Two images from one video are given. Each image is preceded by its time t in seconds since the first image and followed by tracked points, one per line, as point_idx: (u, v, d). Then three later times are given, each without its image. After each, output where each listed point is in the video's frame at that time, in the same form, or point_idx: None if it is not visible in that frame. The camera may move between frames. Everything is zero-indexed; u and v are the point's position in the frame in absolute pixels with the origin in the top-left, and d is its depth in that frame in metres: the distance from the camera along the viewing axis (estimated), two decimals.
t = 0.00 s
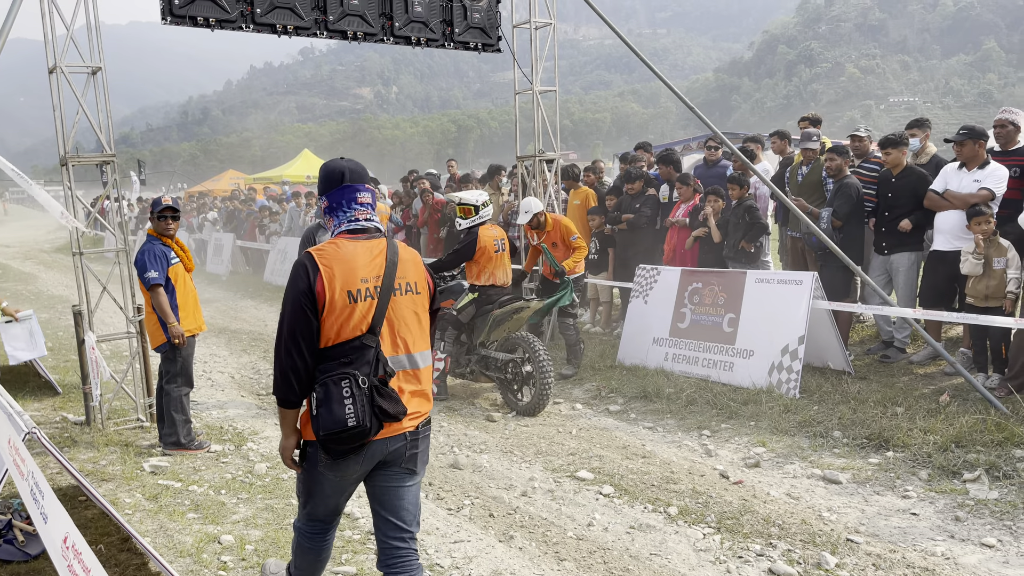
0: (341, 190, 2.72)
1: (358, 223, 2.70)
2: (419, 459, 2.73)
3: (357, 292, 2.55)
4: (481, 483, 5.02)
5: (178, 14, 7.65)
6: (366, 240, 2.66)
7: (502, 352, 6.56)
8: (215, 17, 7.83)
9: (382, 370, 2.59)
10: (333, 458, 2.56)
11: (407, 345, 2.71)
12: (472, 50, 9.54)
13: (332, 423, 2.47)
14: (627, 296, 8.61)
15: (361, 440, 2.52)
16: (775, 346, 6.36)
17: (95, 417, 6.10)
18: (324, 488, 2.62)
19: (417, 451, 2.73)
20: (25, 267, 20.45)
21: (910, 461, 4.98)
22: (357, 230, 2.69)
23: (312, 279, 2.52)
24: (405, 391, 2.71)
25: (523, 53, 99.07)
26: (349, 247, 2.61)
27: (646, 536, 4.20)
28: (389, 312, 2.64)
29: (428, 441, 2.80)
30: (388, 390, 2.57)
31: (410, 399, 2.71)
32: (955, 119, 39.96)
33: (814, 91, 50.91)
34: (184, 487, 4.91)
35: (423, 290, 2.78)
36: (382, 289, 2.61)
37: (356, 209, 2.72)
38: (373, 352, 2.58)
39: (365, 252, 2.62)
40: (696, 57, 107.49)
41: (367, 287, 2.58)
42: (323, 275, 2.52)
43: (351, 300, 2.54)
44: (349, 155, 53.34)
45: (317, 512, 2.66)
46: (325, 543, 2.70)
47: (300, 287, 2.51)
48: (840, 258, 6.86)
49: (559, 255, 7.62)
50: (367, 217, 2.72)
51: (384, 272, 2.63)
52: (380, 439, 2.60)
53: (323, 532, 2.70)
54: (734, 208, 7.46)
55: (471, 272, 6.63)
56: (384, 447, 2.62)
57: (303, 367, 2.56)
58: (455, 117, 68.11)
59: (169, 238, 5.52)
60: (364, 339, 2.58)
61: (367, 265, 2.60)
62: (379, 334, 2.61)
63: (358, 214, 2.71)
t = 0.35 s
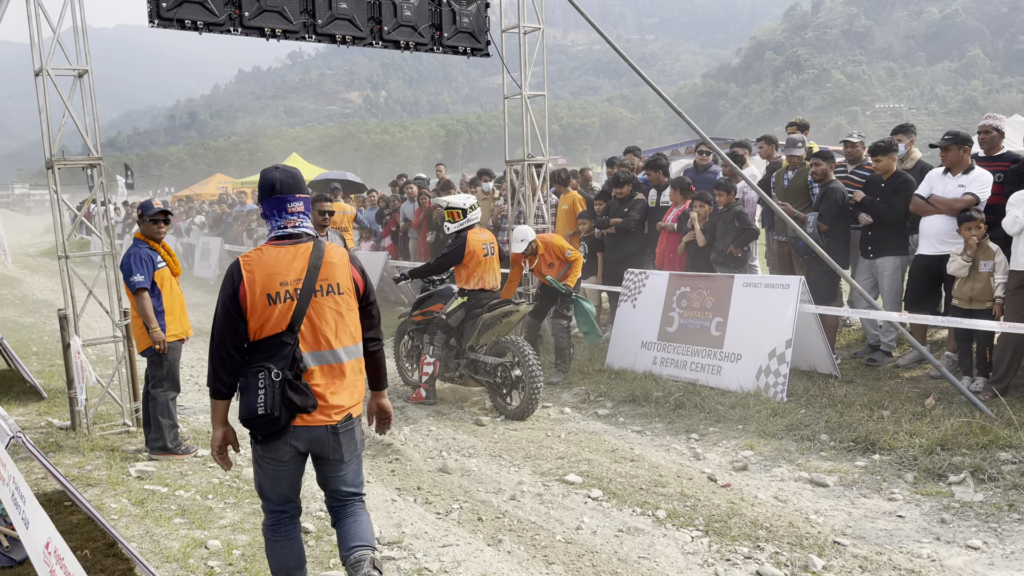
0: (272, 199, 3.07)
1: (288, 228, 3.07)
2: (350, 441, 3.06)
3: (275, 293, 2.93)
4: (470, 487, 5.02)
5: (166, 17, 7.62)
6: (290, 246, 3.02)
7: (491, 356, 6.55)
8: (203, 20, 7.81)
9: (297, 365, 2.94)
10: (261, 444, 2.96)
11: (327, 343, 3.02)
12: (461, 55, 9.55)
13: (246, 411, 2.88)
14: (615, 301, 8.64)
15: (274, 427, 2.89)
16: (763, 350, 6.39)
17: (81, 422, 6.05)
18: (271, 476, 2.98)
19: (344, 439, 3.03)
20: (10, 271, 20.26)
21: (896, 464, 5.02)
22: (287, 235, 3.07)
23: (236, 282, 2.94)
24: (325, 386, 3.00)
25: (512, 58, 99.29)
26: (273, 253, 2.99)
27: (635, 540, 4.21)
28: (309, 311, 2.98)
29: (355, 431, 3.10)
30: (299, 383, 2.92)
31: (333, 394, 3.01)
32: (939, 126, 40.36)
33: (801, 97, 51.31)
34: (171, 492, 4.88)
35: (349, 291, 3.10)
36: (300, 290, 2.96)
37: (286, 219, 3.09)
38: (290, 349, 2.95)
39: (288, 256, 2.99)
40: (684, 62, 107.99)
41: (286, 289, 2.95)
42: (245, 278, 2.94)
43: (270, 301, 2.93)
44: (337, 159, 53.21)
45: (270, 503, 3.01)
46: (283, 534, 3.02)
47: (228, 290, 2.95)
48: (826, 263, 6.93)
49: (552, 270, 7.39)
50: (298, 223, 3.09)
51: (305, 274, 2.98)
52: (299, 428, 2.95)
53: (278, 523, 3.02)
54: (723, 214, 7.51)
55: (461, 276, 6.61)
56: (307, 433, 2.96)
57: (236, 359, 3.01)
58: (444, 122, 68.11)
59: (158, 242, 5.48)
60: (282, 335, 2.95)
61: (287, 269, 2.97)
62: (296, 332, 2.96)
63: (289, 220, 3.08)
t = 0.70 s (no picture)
0: (254, 199, 3.26)
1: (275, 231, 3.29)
2: (322, 428, 3.43)
3: (264, 286, 3.11)
4: (462, 493, 5.01)
5: (158, 22, 7.61)
6: (276, 245, 3.23)
7: (483, 361, 6.55)
8: (195, 25, 7.80)
9: (282, 354, 3.15)
10: (247, 430, 3.13)
11: (305, 335, 3.26)
12: (453, 61, 9.58)
13: (237, 396, 3.05)
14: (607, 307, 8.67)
15: (264, 411, 3.08)
16: (754, 355, 6.42)
17: (71, 428, 6.01)
18: (268, 465, 3.17)
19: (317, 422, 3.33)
20: None
21: (887, 469, 5.04)
22: (272, 236, 3.27)
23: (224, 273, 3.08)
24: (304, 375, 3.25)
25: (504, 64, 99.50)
26: (260, 249, 3.18)
27: (627, 546, 4.21)
28: (292, 306, 3.20)
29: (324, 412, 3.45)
30: (286, 370, 3.14)
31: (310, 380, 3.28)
32: (928, 133, 40.66)
33: (791, 104, 51.61)
34: (161, 499, 4.85)
35: (323, 290, 3.36)
36: (286, 286, 3.17)
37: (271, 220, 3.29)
38: (274, 339, 3.14)
39: (276, 255, 3.19)
40: (675, 69, 108.49)
41: (273, 284, 3.14)
42: (234, 270, 3.09)
43: (258, 293, 3.11)
44: (329, 164, 53.11)
45: (260, 495, 3.17)
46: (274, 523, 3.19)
47: (216, 280, 3.08)
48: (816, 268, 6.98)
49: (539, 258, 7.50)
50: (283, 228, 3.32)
51: (290, 272, 3.20)
52: (286, 413, 3.16)
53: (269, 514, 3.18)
54: (713, 219, 7.57)
55: (453, 282, 6.58)
56: (291, 417, 3.19)
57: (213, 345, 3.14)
58: (436, 128, 68.13)
59: (154, 248, 5.45)
60: (267, 326, 3.13)
61: (274, 265, 3.17)
62: (280, 325, 3.15)
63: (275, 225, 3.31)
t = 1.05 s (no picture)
0: (257, 207, 3.58)
1: (271, 236, 3.60)
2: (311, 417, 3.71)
3: (270, 288, 3.45)
4: (457, 499, 5.00)
5: (153, 28, 7.60)
6: (276, 251, 3.56)
7: (478, 367, 6.55)
8: (190, 31, 7.80)
9: (284, 348, 3.49)
10: (248, 416, 3.42)
11: (301, 331, 3.62)
12: (448, 67, 9.60)
13: (246, 386, 3.34)
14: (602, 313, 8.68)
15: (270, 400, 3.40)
16: (749, 361, 6.43)
17: (64, 435, 5.98)
18: (243, 450, 3.47)
19: (309, 412, 3.65)
20: None
21: (881, 475, 5.06)
22: (269, 242, 3.60)
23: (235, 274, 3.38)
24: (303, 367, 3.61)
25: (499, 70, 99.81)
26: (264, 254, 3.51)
27: (622, 552, 4.21)
28: (292, 306, 3.56)
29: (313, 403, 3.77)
30: (289, 362, 3.49)
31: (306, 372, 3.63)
32: (921, 140, 40.88)
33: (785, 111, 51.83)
34: (155, 506, 4.83)
35: (314, 292, 3.73)
36: (289, 287, 3.53)
37: (267, 226, 3.61)
38: (278, 334, 3.48)
39: (277, 259, 3.53)
40: (670, 76, 108.90)
41: (277, 285, 3.49)
42: (243, 272, 3.40)
43: (265, 294, 3.44)
44: (325, 170, 53.08)
45: (227, 472, 3.50)
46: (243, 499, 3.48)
47: (229, 280, 3.36)
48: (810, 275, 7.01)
49: (520, 254, 8.04)
50: (277, 233, 3.64)
51: (291, 274, 3.56)
52: (286, 401, 3.49)
53: (238, 491, 3.49)
54: (706, 225, 7.59)
55: (449, 288, 6.59)
56: (289, 406, 3.52)
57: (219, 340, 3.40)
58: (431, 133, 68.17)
59: (149, 254, 5.45)
60: (272, 323, 3.47)
61: (278, 269, 3.51)
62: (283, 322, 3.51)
63: (268, 230, 3.62)
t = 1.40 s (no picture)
0: (234, 214, 3.73)
1: (249, 240, 3.72)
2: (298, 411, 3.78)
3: (247, 290, 3.58)
4: (454, 505, 5.00)
5: (151, 35, 7.61)
6: (254, 254, 3.68)
7: (475, 373, 6.55)
8: (188, 37, 7.80)
9: (262, 346, 3.63)
10: (228, 410, 3.61)
11: (283, 329, 3.74)
12: (446, 73, 9.63)
13: (225, 380, 3.54)
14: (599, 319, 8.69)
15: (246, 396, 3.56)
16: (746, 367, 6.44)
17: (60, 441, 5.96)
18: (222, 439, 3.65)
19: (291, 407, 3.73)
20: None
21: (878, 481, 5.07)
22: (248, 246, 3.71)
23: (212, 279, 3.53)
24: (285, 363, 3.73)
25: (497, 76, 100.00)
26: (241, 258, 3.65)
27: (619, 558, 4.21)
28: (271, 305, 3.69)
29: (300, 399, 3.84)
30: (267, 359, 3.63)
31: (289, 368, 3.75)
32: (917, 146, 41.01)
33: (782, 117, 51.99)
34: (151, 512, 4.82)
35: (296, 291, 3.84)
36: (267, 288, 3.65)
37: (245, 231, 3.73)
38: (256, 333, 3.62)
39: (255, 262, 3.66)
40: (667, 82, 109.19)
41: (255, 287, 3.61)
42: (220, 276, 3.54)
43: (242, 296, 3.58)
44: (322, 176, 53.09)
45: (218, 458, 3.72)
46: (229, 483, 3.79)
47: (207, 285, 3.51)
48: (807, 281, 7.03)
49: (510, 251, 8.13)
50: (255, 237, 3.75)
51: (269, 275, 3.67)
52: (263, 397, 3.63)
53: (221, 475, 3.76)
54: (702, 231, 7.58)
55: (446, 293, 6.60)
56: (267, 401, 3.66)
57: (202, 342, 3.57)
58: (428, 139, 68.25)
59: (146, 260, 5.43)
60: (251, 323, 3.61)
61: (255, 271, 3.64)
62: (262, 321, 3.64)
63: (247, 234, 3.74)
